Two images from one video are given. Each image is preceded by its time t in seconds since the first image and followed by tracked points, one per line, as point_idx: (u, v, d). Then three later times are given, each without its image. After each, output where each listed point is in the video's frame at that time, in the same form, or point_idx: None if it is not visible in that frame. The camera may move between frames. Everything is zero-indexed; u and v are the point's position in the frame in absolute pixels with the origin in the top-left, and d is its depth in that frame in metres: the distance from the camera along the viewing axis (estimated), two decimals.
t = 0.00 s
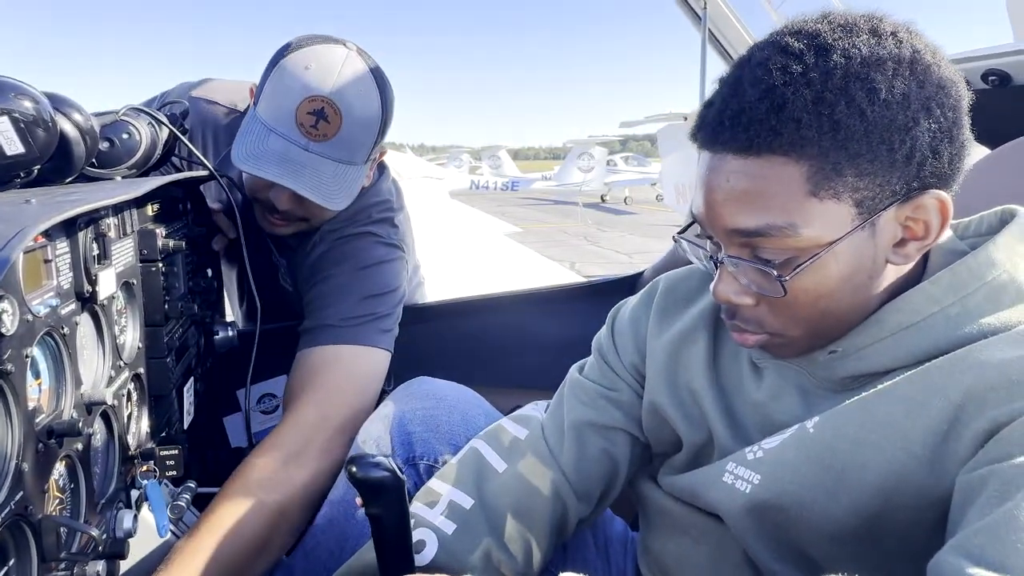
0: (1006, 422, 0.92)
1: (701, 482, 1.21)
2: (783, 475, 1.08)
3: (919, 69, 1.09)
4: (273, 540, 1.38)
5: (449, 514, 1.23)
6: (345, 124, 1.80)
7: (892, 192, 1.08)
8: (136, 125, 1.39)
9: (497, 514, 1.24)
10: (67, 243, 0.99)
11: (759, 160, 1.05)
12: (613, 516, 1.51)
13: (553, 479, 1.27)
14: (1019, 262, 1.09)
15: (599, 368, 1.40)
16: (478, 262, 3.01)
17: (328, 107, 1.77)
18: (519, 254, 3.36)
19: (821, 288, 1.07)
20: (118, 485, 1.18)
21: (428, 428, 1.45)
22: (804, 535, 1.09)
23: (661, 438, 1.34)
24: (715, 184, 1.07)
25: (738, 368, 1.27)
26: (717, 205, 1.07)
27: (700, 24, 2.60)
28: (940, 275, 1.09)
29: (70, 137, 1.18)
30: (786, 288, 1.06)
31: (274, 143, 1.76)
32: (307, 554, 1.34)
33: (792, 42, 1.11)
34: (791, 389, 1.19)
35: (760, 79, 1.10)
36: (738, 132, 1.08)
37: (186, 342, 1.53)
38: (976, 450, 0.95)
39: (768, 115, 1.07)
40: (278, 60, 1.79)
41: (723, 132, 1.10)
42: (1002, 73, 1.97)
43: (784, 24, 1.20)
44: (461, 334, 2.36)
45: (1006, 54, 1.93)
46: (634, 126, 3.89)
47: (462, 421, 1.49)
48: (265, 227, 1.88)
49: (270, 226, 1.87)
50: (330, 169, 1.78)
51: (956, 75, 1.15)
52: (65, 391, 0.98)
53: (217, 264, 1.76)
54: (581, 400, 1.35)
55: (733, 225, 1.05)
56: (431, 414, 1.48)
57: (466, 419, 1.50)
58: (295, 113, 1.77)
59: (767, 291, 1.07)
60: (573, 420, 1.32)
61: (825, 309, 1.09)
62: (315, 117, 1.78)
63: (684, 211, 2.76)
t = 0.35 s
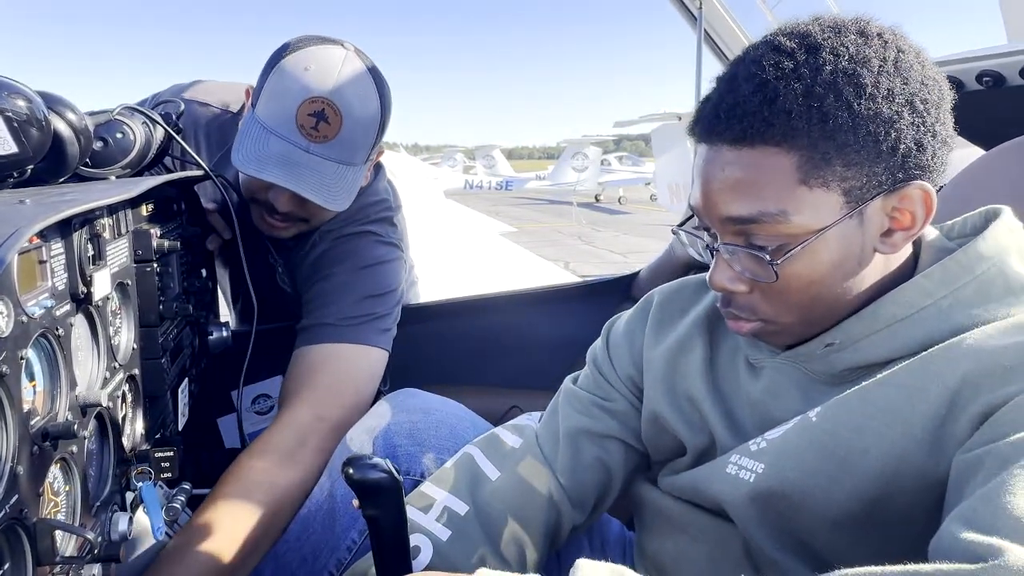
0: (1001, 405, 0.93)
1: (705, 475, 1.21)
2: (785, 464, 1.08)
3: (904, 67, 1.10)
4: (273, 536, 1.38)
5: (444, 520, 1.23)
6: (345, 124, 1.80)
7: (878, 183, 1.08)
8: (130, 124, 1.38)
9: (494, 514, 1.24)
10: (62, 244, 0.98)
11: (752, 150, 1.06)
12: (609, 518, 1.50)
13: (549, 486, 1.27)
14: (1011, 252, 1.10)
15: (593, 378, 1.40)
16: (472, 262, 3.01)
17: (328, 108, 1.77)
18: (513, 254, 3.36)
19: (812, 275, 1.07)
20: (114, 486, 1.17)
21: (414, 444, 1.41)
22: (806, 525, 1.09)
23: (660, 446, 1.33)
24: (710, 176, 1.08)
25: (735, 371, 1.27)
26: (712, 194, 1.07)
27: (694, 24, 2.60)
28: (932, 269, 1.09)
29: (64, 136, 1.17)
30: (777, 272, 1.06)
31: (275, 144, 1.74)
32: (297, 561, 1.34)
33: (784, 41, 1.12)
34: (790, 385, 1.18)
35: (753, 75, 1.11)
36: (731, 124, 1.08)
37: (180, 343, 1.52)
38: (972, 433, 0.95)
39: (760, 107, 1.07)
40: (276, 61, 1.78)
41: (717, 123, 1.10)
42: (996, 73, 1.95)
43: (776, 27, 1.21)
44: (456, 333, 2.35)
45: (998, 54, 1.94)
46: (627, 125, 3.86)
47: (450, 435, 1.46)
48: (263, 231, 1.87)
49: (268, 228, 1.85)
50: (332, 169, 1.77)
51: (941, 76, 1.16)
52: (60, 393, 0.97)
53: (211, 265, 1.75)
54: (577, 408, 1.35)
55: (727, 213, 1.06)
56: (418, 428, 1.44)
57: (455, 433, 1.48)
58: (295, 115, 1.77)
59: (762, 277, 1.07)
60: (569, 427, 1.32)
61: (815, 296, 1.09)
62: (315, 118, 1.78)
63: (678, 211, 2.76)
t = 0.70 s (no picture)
0: (998, 404, 0.92)
1: (704, 475, 1.20)
2: (783, 464, 1.08)
3: (894, 70, 1.09)
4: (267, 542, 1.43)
5: (442, 521, 1.22)
6: (380, 146, 1.81)
7: (868, 184, 1.08)
8: (122, 124, 1.37)
9: (492, 515, 1.23)
10: (52, 244, 0.97)
11: (743, 153, 1.05)
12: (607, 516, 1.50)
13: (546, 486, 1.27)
14: (1006, 254, 1.09)
15: (593, 378, 1.40)
16: (468, 261, 3.00)
17: (366, 130, 1.78)
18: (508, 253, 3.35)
19: (804, 276, 1.07)
20: (106, 488, 1.16)
21: (409, 445, 1.40)
22: (805, 525, 1.09)
23: (660, 447, 1.33)
24: (702, 178, 1.07)
25: (734, 371, 1.27)
26: (704, 196, 1.07)
27: (690, 22, 2.60)
28: (928, 271, 1.09)
29: (55, 135, 1.16)
30: (770, 274, 1.06)
31: (315, 167, 1.74)
32: (289, 565, 1.33)
33: (775, 45, 1.12)
34: (789, 386, 1.18)
35: (744, 77, 1.11)
36: (722, 127, 1.08)
37: (174, 343, 1.51)
38: (969, 432, 0.95)
39: (750, 110, 1.06)
40: (309, 82, 1.76)
41: (710, 126, 1.10)
42: (990, 72, 1.94)
43: (770, 30, 1.20)
44: (451, 332, 2.34)
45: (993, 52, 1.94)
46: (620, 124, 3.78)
47: (445, 435, 1.46)
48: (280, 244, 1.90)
49: (282, 237, 1.86)
50: (368, 192, 1.79)
51: (932, 78, 1.16)
52: (51, 394, 0.96)
53: (206, 265, 1.74)
54: (576, 407, 1.35)
55: (718, 215, 1.06)
56: (413, 429, 1.43)
57: (450, 431, 1.47)
58: (333, 137, 1.77)
59: (754, 280, 1.07)
60: (568, 427, 1.32)
61: (808, 295, 1.09)
62: (353, 140, 1.78)
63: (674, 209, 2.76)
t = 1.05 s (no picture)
0: (999, 408, 0.92)
1: (704, 475, 1.20)
2: (783, 466, 1.07)
3: (896, 71, 1.09)
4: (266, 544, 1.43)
5: (442, 521, 1.21)
6: (414, 173, 1.80)
7: (871, 187, 1.07)
8: (117, 121, 1.36)
9: (491, 515, 1.23)
10: (46, 244, 0.96)
11: (743, 157, 1.05)
12: (603, 514, 1.49)
13: (545, 487, 1.26)
14: (1009, 257, 1.09)
15: (593, 378, 1.39)
16: (463, 258, 2.99)
17: (401, 158, 1.77)
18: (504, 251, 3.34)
19: (806, 281, 1.07)
20: (101, 489, 1.15)
21: (407, 446, 1.39)
22: (803, 525, 1.08)
23: (660, 448, 1.33)
24: (703, 182, 1.07)
25: (736, 372, 1.26)
26: (704, 200, 1.07)
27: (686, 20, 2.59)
28: (931, 275, 1.09)
29: (48, 133, 1.15)
30: (771, 280, 1.06)
31: (350, 194, 1.72)
32: (287, 566, 1.33)
33: (775, 47, 1.11)
34: (791, 389, 1.18)
35: (745, 80, 1.10)
36: (723, 131, 1.07)
37: (170, 343, 1.50)
38: (971, 435, 0.95)
39: (751, 114, 1.06)
40: (346, 107, 1.73)
41: (710, 130, 1.10)
42: (986, 70, 1.94)
43: (770, 31, 1.19)
44: (448, 331, 2.34)
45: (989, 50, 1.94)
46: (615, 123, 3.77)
47: (442, 433, 1.45)
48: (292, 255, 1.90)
49: (299, 251, 1.86)
50: (398, 218, 1.79)
51: (934, 79, 1.15)
52: (45, 395, 0.96)
53: (201, 264, 1.73)
54: (577, 407, 1.34)
55: (719, 220, 1.05)
56: (409, 427, 1.42)
57: (447, 428, 1.47)
58: (368, 164, 1.74)
59: (755, 285, 1.07)
60: (570, 428, 1.31)
61: (810, 300, 1.09)
62: (388, 167, 1.76)
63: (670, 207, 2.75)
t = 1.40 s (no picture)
0: (996, 404, 0.92)
1: (701, 473, 1.20)
2: (781, 463, 1.07)
3: (890, 69, 1.08)
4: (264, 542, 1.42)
5: (440, 519, 1.21)
6: (405, 181, 1.80)
7: (867, 185, 1.07)
8: (111, 119, 1.36)
9: (488, 513, 1.23)
10: (41, 241, 0.95)
11: (737, 157, 1.05)
12: (601, 512, 1.49)
13: (542, 485, 1.26)
14: (1007, 253, 1.09)
15: (591, 376, 1.39)
16: (461, 256, 2.99)
17: (393, 167, 1.77)
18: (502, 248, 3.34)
19: (802, 280, 1.06)
20: (98, 488, 1.15)
21: (404, 444, 1.38)
22: (801, 523, 1.08)
23: (658, 446, 1.32)
24: (697, 182, 1.07)
25: (733, 370, 1.26)
26: (699, 201, 1.06)
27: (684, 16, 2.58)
28: (929, 271, 1.08)
29: (43, 131, 1.14)
30: (767, 280, 1.06)
31: (342, 205, 1.72)
32: (285, 564, 1.32)
33: (768, 46, 1.11)
34: (788, 387, 1.17)
35: (738, 80, 1.10)
36: (717, 131, 1.07)
37: (166, 341, 1.50)
38: (969, 431, 0.95)
39: (744, 114, 1.06)
40: (336, 117, 1.72)
41: (703, 131, 1.09)
42: (984, 66, 1.93)
43: (763, 30, 1.19)
44: (446, 329, 2.33)
45: (987, 45, 1.93)
46: (613, 121, 3.75)
47: (440, 431, 1.45)
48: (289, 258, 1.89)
49: (294, 257, 1.86)
50: (390, 227, 1.80)
51: (928, 75, 1.15)
52: (40, 394, 0.95)
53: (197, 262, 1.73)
54: (574, 406, 1.34)
55: (714, 220, 1.05)
56: (406, 425, 1.42)
57: (444, 426, 1.47)
58: (359, 174, 1.74)
59: (751, 285, 1.07)
60: (567, 426, 1.31)
61: (807, 299, 1.08)
62: (380, 178, 1.76)
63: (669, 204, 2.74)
